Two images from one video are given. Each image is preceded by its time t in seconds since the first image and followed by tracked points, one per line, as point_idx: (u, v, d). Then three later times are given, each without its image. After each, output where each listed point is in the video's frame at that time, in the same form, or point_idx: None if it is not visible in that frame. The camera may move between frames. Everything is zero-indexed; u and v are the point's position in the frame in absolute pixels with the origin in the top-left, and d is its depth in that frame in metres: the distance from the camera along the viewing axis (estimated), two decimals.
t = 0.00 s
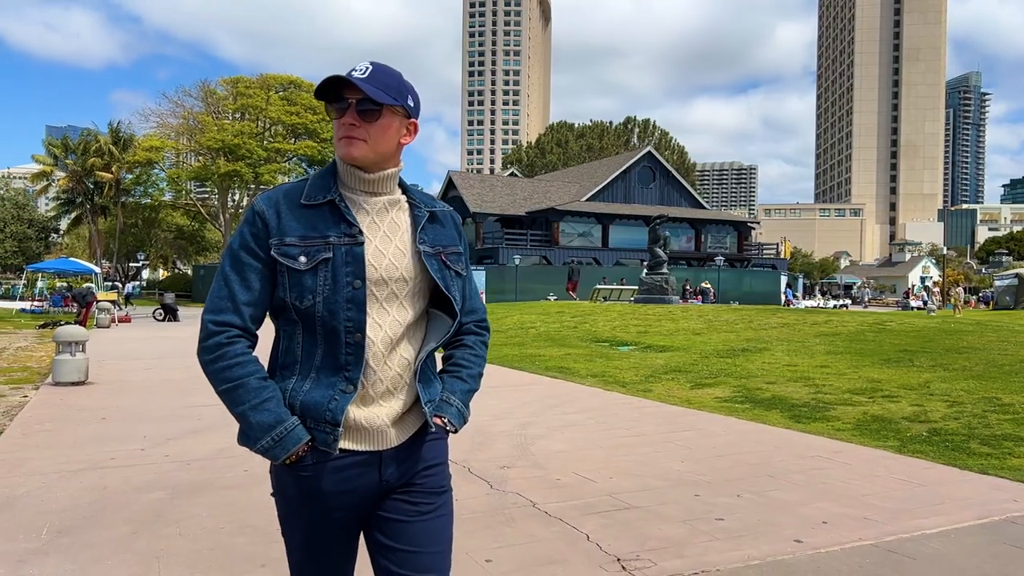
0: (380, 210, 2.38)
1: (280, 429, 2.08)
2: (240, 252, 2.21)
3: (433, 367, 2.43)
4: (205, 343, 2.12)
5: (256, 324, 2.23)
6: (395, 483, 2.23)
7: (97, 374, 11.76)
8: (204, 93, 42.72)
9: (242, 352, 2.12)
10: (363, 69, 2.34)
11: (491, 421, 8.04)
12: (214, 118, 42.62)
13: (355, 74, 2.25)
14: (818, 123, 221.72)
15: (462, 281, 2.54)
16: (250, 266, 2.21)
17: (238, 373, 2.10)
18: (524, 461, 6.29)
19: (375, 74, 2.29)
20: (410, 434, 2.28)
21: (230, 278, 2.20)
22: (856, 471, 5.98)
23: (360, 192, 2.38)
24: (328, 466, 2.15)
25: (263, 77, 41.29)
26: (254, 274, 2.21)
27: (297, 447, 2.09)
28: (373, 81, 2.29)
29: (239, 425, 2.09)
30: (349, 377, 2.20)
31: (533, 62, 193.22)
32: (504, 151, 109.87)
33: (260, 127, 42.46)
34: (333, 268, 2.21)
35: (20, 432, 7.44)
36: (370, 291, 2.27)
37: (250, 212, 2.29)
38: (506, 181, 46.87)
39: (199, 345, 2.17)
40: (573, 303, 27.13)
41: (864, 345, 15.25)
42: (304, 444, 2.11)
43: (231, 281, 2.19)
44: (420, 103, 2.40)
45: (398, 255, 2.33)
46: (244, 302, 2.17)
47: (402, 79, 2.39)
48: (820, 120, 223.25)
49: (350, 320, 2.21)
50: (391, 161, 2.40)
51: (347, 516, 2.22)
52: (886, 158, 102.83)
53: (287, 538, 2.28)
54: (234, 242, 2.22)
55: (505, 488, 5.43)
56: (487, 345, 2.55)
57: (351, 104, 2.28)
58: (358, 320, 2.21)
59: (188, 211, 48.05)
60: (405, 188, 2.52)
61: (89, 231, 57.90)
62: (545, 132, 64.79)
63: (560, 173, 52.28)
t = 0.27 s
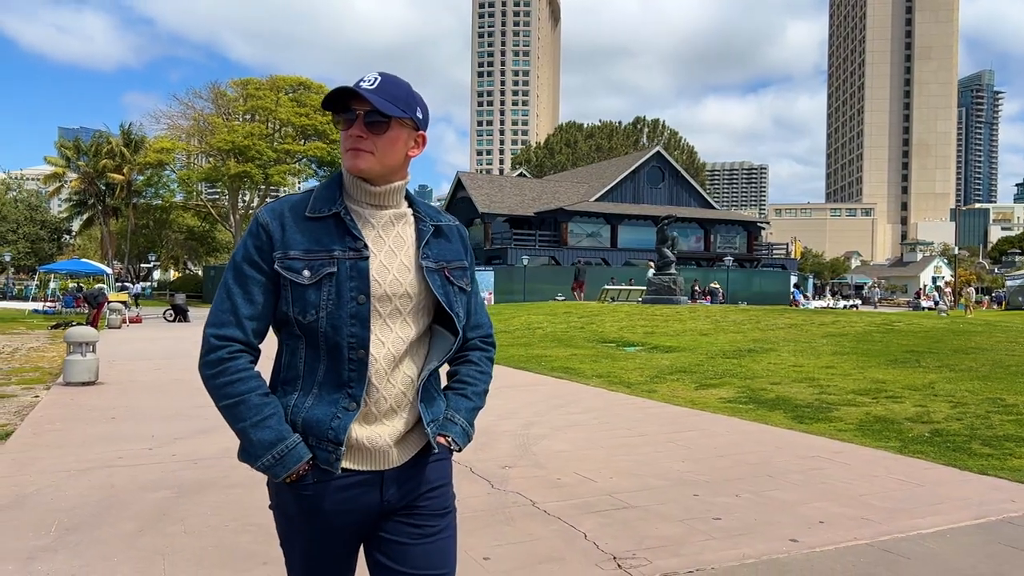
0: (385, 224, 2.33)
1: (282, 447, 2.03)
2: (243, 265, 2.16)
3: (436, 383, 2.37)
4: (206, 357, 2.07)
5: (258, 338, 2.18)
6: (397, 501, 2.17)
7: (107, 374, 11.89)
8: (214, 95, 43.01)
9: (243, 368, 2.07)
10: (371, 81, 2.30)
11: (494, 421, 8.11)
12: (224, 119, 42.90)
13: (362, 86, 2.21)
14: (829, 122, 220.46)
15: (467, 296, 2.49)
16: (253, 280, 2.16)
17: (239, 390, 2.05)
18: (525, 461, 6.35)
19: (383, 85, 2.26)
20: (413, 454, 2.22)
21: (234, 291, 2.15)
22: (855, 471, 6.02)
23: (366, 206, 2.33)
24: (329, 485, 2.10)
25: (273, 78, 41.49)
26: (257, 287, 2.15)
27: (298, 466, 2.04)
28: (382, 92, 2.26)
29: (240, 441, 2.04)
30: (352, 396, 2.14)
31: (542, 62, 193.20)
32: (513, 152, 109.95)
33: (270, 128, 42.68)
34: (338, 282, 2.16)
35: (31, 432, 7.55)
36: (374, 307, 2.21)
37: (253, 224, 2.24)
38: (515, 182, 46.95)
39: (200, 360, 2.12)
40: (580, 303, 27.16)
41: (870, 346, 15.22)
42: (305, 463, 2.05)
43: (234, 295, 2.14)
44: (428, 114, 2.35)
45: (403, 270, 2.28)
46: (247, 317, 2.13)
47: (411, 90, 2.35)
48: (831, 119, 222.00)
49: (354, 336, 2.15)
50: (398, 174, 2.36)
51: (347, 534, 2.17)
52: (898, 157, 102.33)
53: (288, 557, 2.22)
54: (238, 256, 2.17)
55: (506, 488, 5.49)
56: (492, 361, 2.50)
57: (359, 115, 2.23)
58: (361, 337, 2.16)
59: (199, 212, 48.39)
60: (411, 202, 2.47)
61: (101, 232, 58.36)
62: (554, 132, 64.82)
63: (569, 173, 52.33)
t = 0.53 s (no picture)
0: (402, 230, 2.27)
1: (290, 460, 1.97)
2: (256, 273, 2.10)
3: (451, 394, 2.32)
4: (217, 365, 2.01)
5: (272, 346, 2.12)
6: (409, 514, 2.12)
7: (120, 373, 12.06)
8: (226, 96, 43.31)
9: (255, 377, 2.01)
10: (389, 82, 2.24)
11: (501, 421, 8.19)
12: (236, 120, 43.18)
13: (381, 90, 2.14)
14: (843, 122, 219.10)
15: (484, 305, 2.43)
16: (266, 287, 2.09)
17: (250, 401, 1.99)
18: (529, 460, 6.42)
19: (402, 88, 2.19)
20: (426, 465, 2.18)
21: (247, 298, 2.09)
22: (857, 471, 6.05)
23: (382, 210, 2.26)
24: (340, 500, 2.04)
25: (284, 80, 41.73)
26: (270, 295, 2.09)
27: (308, 479, 1.98)
28: (401, 95, 2.19)
29: (249, 453, 1.98)
30: (363, 406, 2.08)
31: (554, 62, 193.42)
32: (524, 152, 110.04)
33: (282, 129, 42.93)
34: (352, 290, 2.09)
35: (45, 430, 7.69)
36: (388, 315, 2.15)
37: (266, 229, 2.17)
38: (526, 182, 47.01)
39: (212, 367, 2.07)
40: (590, 303, 27.20)
41: (879, 346, 15.20)
42: (315, 475, 1.99)
43: (246, 302, 2.08)
44: (446, 119, 2.28)
45: (419, 278, 2.21)
46: (259, 324, 2.07)
47: (430, 94, 2.29)
48: (845, 118, 220.64)
49: (367, 345, 2.09)
50: (416, 179, 2.29)
51: (358, 546, 2.11)
52: (911, 156, 101.66)
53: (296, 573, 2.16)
54: (250, 261, 2.11)
55: (510, 486, 5.55)
56: (509, 371, 2.44)
57: (377, 119, 2.17)
58: (373, 347, 2.09)
59: (212, 213, 48.75)
60: (428, 208, 2.41)
61: (114, 233, 58.88)
62: (565, 132, 64.84)
63: (579, 173, 52.37)
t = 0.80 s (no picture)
0: (417, 222, 2.25)
1: (306, 456, 1.95)
2: (272, 266, 2.08)
3: (467, 391, 2.30)
4: (234, 360, 2.00)
5: (288, 341, 2.10)
6: (423, 511, 2.11)
7: (133, 373, 12.22)
8: (238, 97, 43.58)
9: (271, 372, 2.00)
10: (405, 74, 2.23)
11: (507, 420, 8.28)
12: (248, 121, 43.44)
13: (397, 80, 2.13)
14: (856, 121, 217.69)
15: (501, 300, 2.41)
16: (282, 281, 2.08)
17: (266, 395, 1.98)
18: (534, 458, 6.51)
19: (418, 80, 2.18)
20: (443, 462, 2.17)
21: (261, 292, 2.08)
22: (859, 470, 6.10)
23: (397, 204, 2.24)
24: (355, 496, 2.02)
25: (296, 81, 42.01)
26: (285, 289, 2.07)
27: (323, 475, 1.96)
28: (417, 87, 2.17)
29: (266, 449, 1.96)
30: (377, 403, 2.05)
31: (564, 62, 193.37)
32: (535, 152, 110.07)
33: (293, 130, 43.16)
34: (367, 285, 2.07)
35: (59, 428, 7.84)
36: (402, 309, 2.12)
37: (282, 221, 2.16)
38: (536, 182, 47.05)
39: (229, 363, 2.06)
40: (600, 303, 27.23)
41: (888, 346, 15.19)
42: (330, 472, 1.98)
43: (262, 296, 2.07)
44: (463, 111, 2.25)
45: (434, 273, 2.19)
46: (275, 318, 2.05)
47: (446, 86, 2.26)
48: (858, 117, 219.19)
49: (381, 339, 2.07)
50: (432, 172, 2.27)
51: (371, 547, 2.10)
52: (925, 155, 100.96)
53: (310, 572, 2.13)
54: (264, 257, 2.10)
55: (514, 484, 5.63)
56: (527, 367, 2.42)
57: (391, 112, 2.14)
58: (387, 342, 2.06)
59: (224, 214, 49.00)
60: (444, 201, 2.39)
61: (128, 233, 59.40)
62: (576, 132, 64.80)
63: (590, 173, 52.35)
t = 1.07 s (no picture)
0: (428, 214, 2.22)
1: (319, 444, 1.95)
2: (282, 261, 2.08)
3: (484, 387, 2.27)
4: (245, 352, 2.00)
5: (299, 334, 2.10)
6: (439, 504, 2.09)
7: (147, 372, 12.41)
8: (251, 99, 43.87)
9: (282, 364, 2.00)
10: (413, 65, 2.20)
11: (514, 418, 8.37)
12: (260, 122, 43.74)
13: (405, 73, 2.11)
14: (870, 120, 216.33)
15: (515, 291, 2.37)
16: (292, 275, 2.08)
17: (277, 386, 1.98)
18: (540, 456, 6.59)
19: (427, 69, 2.15)
20: (460, 456, 2.15)
21: (273, 285, 2.08)
22: (862, 468, 6.14)
23: (407, 196, 2.21)
24: (372, 485, 2.01)
25: (308, 82, 42.32)
26: (296, 283, 2.07)
27: (337, 464, 1.95)
28: (426, 77, 2.13)
29: (279, 440, 1.96)
30: (393, 393, 2.05)
31: (576, 62, 193.26)
32: (546, 152, 110.10)
33: (306, 131, 43.38)
34: (376, 277, 2.05)
35: (75, 426, 8.00)
36: (413, 302, 2.10)
37: (292, 217, 2.15)
38: (547, 182, 47.11)
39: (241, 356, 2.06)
40: (610, 303, 27.26)
41: (898, 346, 15.17)
42: (344, 461, 1.96)
43: (273, 290, 2.07)
44: (473, 102, 2.23)
45: (445, 265, 2.16)
46: (285, 313, 2.05)
47: (455, 76, 2.24)
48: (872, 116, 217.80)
49: (392, 331, 2.04)
50: (442, 164, 2.24)
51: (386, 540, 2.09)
52: (940, 154, 100.35)
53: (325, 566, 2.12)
54: (276, 251, 2.10)
55: (519, 481, 5.72)
56: (545, 362, 2.39)
57: (401, 105, 2.12)
58: (400, 332, 2.04)
59: (236, 215, 49.34)
60: (454, 193, 2.36)
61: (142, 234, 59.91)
62: (587, 132, 64.79)
63: (601, 173, 52.36)
